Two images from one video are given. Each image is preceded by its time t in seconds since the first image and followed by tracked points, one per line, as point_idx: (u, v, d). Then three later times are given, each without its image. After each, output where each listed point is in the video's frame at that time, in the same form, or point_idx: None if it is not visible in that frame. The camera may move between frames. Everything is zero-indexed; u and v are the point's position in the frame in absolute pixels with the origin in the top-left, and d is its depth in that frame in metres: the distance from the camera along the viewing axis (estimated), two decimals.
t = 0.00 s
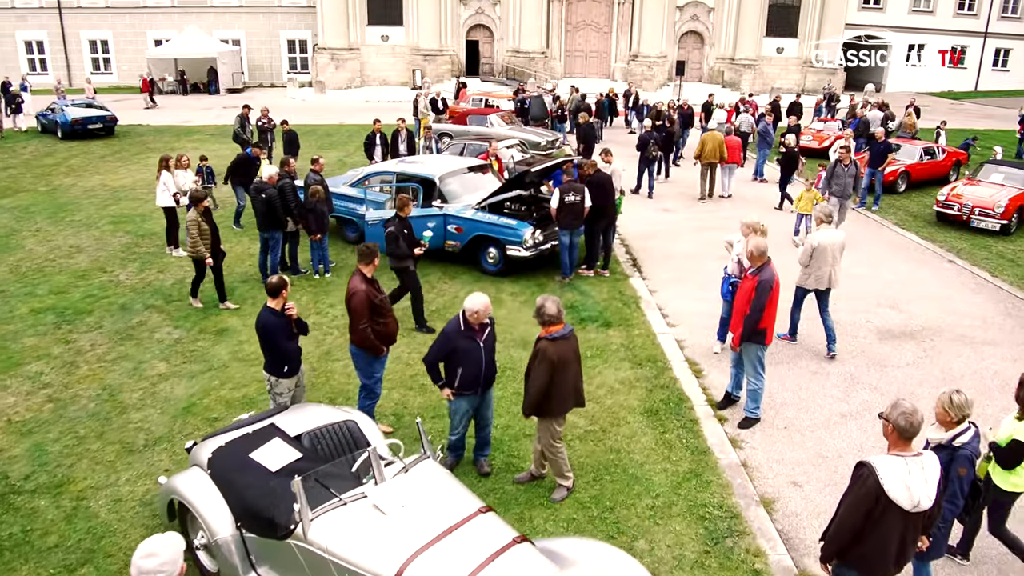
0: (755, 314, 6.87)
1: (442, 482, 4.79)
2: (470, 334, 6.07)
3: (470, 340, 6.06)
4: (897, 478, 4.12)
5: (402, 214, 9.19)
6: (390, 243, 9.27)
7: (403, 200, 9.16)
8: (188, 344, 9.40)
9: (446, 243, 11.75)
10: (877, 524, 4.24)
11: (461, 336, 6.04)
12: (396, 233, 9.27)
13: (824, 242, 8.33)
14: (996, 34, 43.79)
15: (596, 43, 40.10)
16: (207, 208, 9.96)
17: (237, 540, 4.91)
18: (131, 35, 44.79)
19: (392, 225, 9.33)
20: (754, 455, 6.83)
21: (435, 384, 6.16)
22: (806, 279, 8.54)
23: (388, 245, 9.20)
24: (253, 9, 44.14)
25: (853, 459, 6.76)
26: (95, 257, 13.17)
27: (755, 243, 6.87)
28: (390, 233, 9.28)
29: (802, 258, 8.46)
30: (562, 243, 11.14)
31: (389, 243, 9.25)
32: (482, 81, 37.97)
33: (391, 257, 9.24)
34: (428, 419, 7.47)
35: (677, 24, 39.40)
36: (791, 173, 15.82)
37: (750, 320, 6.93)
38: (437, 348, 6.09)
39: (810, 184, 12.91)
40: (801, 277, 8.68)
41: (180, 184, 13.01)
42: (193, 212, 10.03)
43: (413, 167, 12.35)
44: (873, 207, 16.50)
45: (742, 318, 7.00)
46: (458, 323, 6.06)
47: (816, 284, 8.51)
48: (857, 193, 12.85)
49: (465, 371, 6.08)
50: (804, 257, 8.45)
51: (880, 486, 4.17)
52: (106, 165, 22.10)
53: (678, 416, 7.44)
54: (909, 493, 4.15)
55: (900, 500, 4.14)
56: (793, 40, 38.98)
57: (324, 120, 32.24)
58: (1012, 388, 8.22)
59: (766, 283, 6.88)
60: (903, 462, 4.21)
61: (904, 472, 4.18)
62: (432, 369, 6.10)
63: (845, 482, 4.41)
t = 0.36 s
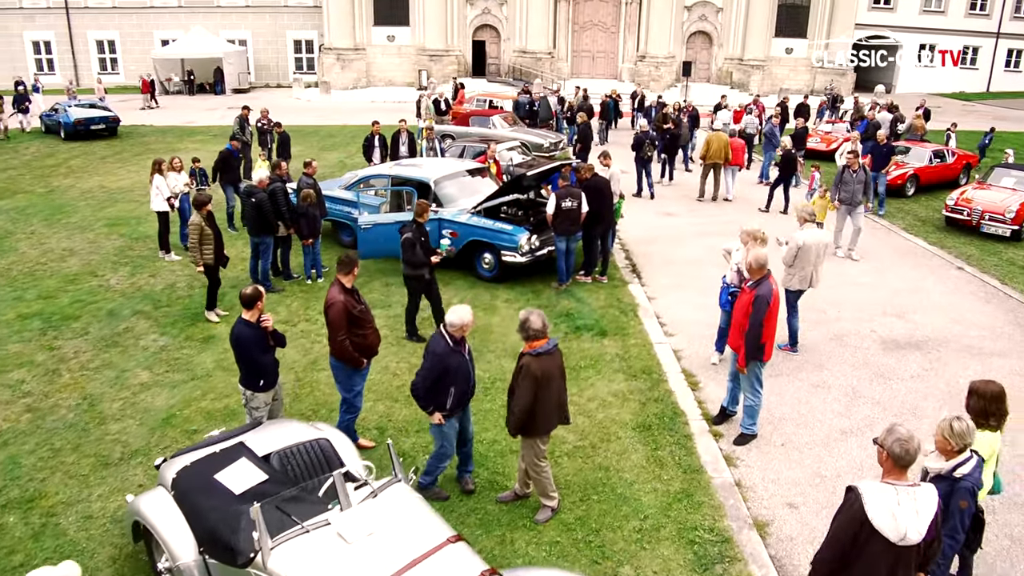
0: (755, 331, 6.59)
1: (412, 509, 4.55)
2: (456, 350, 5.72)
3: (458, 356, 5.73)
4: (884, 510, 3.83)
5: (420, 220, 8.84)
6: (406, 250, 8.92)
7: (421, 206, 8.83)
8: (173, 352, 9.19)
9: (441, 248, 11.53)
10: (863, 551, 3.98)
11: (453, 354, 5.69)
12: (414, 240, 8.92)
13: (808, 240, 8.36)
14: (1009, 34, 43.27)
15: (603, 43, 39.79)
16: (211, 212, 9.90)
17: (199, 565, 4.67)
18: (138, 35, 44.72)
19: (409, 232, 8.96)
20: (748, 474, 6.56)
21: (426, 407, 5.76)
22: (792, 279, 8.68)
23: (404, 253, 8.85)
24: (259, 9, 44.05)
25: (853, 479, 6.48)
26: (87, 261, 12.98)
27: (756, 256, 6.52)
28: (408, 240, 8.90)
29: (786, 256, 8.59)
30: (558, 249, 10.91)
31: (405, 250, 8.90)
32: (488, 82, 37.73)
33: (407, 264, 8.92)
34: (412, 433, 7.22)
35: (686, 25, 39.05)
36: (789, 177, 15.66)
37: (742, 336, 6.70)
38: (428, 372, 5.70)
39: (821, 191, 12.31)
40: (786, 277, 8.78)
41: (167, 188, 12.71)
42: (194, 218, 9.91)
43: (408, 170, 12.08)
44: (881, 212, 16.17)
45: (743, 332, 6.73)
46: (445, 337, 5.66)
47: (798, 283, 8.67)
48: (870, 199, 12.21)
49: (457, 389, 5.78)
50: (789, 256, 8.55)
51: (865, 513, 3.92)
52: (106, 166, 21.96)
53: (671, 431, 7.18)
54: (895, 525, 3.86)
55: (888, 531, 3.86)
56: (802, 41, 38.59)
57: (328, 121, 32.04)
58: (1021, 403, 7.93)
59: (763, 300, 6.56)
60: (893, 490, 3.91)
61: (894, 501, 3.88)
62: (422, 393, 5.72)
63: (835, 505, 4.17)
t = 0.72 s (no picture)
0: (749, 344, 6.36)
1: (378, 536, 4.36)
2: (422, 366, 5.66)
3: (430, 373, 5.70)
4: (846, 532, 3.64)
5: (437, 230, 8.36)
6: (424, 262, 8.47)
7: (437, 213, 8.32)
8: (158, 358, 9.05)
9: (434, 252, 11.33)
10: None
11: (425, 371, 5.64)
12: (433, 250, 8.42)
13: (796, 242, 8.40)
14: (1021, 35, 42.81)
15: (610, 44, 39.58)
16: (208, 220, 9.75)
17: None
18: (145, 36, 44.73)
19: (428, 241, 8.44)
20: (738, 491, 6.36)
21: (398, 431, 5.66)
22: (780, 283, 8.69)
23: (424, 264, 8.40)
24: (265, 9, 44.01)
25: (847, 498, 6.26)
26: (80, 264, 12.85)
27: (752, 268, 6.31)
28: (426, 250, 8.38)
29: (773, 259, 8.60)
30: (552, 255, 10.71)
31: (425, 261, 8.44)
32: (494, 82, 37.54)
33: (426, 276, 8.43)
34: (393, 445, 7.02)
35: (693, 25, 38.74)
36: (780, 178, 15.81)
37: (736, 350, 6.45)
38: (402, 394, 5.58)
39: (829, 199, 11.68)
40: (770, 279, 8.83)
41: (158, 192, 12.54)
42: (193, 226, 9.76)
43: (402, 173, 11.92)
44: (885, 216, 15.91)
45: (734, 346, 6.49)
46: (414, 355, 5.61)
47: (785, 286, 8.68)
48: (877, 208, 11.58)
49: (429, 406, 5.73)
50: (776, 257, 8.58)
51: (826, 533, 3.75)
52: (107, 167, 21.90)
53: (661, 445, 6.98)
54: (858, 548, 3.66)
55: (848, 554, 3.66)
56: (810, 41, 38.23)
57: (332, 122, 31.94)
58: None
59: (760, 313, 6.32)
60: (859, 513, 3.72)
61: (858, 525, 3.68)
62: (397, 419, 5.60)
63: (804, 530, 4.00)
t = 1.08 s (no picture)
0: (741, 362, 6.19)
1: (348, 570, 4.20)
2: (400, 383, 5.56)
3: (409, 389, 5.61)
4: (811, 553, 3.59)
5: (453, 242, 8.15)
6: (442, 276, 8.14)
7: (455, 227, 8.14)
8: (144, 370, 8.92)
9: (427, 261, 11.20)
10: None
11: (406, 386, 5.57)
12: (451, 265, 8.16)
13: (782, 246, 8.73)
14: None
15: (612, 47, 39.38)
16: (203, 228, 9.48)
17: None
18: (147, 39, 44.72)
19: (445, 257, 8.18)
20: (730, 511, 6.19)
21: (384, 450, 5.57)
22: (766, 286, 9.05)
23: (440, 279, 8.10)
24: (267, 13, 43.95)
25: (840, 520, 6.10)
26: (71, 271, 12.74)
27: (744, 281, 6.06)
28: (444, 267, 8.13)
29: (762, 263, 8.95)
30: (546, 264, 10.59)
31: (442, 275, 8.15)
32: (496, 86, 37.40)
33: (444, 290, 8.10)
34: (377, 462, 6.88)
35: (696, 28, 38.54)
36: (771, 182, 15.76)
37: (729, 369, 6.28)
38: (385, 410, 5.50)
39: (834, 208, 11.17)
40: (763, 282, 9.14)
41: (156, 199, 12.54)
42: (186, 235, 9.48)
43: (395, 180, 11.82)
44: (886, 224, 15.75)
45: (726, 363, 6.36)
46: (390, 370, 5.53)
47: (772, 288, 9.03)
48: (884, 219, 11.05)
49: (412, 421, 5.66)
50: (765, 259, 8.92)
51: (792, 557, 3.72)
52: (105, 172, 21.82)
53: (651, 463, 6.81)
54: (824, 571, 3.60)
55: None
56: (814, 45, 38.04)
57: (333, 125, 31.85)
58: None
59: (754, 331, 6.13)
60: (825, 537, 3.68)
61: (824, 549, 3.64)
62: (382, 439, 5.51)
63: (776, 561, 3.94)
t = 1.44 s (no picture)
0: (741, 380, 5.91)
1: None
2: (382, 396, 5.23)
3: (389, 405, 5.28)
4: None
5: (471, 258, 7.88)
6: (462, 292, 7.99)
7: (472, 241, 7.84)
8: (126, 384, 8.67)
9: (419, 271, 10.94)
10: None
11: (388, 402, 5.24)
12: (473, 280, 7.96)
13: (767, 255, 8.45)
14: None
15: (615, 53, 39.10)
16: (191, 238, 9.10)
17: None
18: (148, 45, 44.62)
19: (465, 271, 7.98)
20: (726, 536, 5.91)
21: (368, 470, 5.26)
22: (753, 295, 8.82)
23: (461, 295, 7.92)
24: (269, 19, 43.81)
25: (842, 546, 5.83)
26: (59, 280, 12.51)
27: (743, 297, 5.80)
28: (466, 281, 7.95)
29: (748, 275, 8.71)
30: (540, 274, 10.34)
31: (464, 291, 7.98)
32: (497, 92, 37.19)
33: (466, 307, 7.94)
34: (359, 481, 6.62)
35: (698, 34, 38.24)
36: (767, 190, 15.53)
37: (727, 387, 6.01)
38: (372, 425, 5.17)
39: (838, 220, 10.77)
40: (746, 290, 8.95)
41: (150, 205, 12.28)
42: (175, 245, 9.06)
43: (388, 189, 11.58)
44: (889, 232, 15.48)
45: (723, 380, 6.09)
46: (368, 385, 5.20)
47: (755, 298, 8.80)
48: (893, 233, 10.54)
49: (395, 436, 5.34)
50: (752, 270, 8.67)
51: None
52: (101, 178, 21.64)
53: (645, 484, 6.54)
54: None
55: None
56: (818, 52, 37.81)
57: (333, 132, 31.66)
58: None
59: (754, 347, 5.88)
60: (811, 569, 3.68)
61: None
62: (368, 458, 5.19)
63: None
